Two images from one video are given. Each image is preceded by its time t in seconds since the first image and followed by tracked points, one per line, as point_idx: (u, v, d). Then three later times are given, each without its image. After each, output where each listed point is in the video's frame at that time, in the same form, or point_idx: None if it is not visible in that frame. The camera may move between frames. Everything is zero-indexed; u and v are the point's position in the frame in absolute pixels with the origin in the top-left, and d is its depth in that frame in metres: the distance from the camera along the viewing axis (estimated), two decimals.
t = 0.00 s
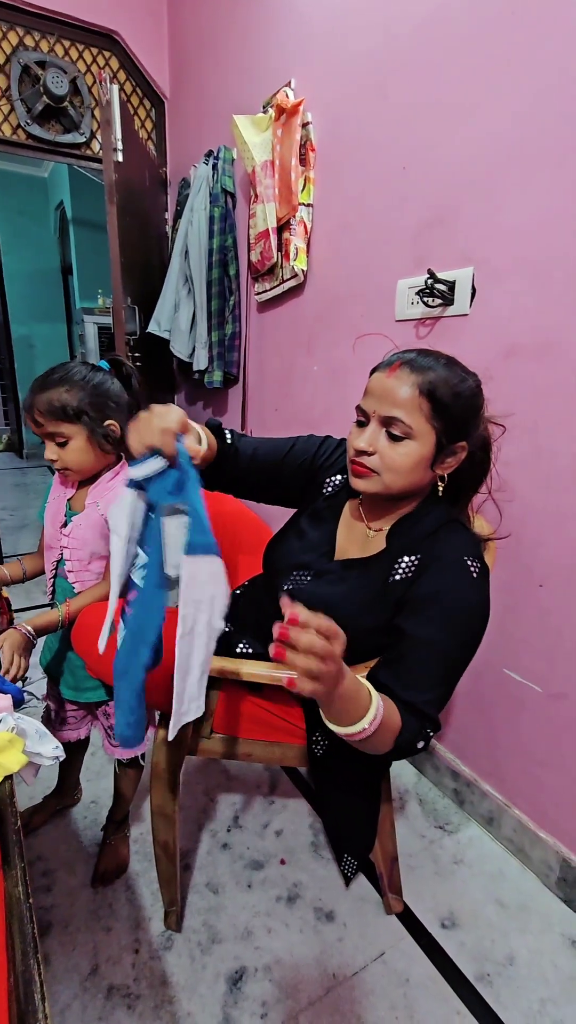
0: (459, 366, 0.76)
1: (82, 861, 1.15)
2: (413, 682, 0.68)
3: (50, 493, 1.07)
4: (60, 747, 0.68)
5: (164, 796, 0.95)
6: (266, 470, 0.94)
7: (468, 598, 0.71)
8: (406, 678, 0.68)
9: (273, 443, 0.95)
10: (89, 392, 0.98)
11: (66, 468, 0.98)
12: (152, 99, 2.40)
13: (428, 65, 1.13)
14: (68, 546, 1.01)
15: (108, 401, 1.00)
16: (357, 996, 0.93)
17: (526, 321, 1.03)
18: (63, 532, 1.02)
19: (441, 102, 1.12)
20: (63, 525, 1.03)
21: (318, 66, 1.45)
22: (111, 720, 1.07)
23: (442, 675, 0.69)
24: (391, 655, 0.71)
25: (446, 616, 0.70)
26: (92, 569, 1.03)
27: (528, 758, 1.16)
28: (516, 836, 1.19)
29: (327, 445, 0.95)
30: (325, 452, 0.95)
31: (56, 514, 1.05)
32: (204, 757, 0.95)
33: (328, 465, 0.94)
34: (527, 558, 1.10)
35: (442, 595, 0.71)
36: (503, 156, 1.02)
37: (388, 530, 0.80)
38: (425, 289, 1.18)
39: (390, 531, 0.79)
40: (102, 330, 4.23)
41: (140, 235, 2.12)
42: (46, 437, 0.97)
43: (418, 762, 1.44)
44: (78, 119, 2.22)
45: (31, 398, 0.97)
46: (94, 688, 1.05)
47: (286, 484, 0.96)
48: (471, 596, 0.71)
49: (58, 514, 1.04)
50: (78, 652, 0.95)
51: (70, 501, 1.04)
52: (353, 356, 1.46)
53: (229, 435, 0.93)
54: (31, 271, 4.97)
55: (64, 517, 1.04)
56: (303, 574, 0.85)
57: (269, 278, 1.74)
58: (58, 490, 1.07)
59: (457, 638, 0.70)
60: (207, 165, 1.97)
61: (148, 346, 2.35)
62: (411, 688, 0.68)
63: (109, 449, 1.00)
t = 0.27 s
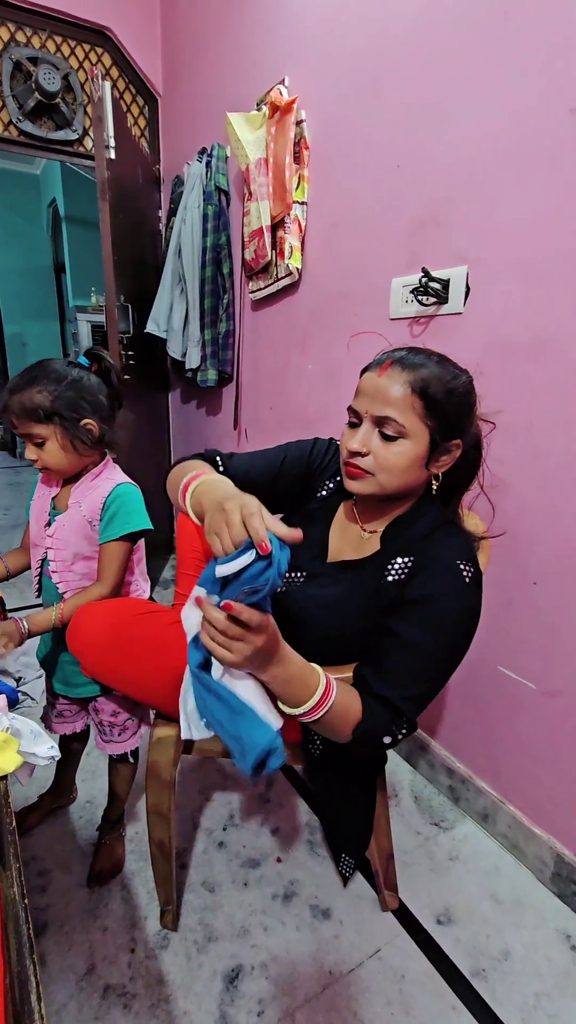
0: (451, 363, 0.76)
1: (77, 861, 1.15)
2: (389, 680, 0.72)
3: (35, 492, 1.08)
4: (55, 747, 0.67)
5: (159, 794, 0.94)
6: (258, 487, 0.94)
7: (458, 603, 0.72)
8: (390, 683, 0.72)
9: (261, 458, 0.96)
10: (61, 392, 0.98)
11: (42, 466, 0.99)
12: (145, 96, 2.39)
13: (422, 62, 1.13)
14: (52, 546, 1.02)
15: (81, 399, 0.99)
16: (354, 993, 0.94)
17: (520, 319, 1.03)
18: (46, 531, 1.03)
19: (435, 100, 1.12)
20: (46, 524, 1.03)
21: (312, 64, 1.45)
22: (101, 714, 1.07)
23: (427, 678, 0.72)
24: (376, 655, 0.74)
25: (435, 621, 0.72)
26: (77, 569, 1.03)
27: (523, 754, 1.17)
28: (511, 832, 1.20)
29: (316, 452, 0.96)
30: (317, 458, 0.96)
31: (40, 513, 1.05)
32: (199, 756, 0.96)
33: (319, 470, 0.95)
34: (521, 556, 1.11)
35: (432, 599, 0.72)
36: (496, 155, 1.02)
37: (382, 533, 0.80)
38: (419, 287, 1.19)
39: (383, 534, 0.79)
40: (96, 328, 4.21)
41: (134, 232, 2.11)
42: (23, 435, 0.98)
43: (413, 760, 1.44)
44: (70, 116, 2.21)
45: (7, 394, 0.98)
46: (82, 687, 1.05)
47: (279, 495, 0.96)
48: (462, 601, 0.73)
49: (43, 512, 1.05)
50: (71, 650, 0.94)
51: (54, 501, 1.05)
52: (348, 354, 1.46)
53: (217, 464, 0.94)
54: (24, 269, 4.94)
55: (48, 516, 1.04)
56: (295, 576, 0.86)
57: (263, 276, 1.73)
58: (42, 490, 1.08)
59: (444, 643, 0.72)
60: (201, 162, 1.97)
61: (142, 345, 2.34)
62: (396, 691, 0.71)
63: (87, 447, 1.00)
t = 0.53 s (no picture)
0: (445, 364, 0.76)
1: (74, 861, 1.14)
2: (386, 680, 0.72)
3: (18, 490, 1.09)
4: (51, 747, 0.67)
5: (156, 794, 0.94)
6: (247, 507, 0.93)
7: (455, 604, 0.72)
8: (389, 683, 0.72)
9: (246, 477, 0.95)
10: (41, 386, 0.98)
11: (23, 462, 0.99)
12: (141, 94, 2.39)
13: (420, 60, 1.13)
14: (31, 544, 1.02)
15: (62, 393, 1.00)
16: (351, 991, 0.94)
17: (517, 318, 1.03)
18: (26, 530, 1.03)
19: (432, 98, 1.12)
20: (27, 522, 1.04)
21: (308, 61, 1.45)
22: (82, 715, 1.07)
23: (425, 679, 0.72)
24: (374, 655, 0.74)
25: (432, 623, 0.71)
26: (54, 568, 1.03)
27: (519, 752, 1.17)
28: (507, 830, 1.20)
29: (302, 459, 0.96)
30: (305, 465, 0.95)
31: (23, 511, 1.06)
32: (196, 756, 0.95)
33: (308, 476, 0.94)
34: (518, 555, 1.11)
35: (430, 600, 0.72)
36: (493, 154, 1.03)
37: (380, 534, 0.80)
38: (416, 286, 1.19)
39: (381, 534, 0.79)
40: (91, 327, 4.20)
41: (129, 231, 2.10)
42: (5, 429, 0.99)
43: (410, 758, 1.45)
44: (65, 113, 2.20)
45: None
46: (61, 686, 1.05)
47: (269, 511, 0.95)
48: (459, 603, 0.73)
49: (24, 512, 1.06)
50: (68, 649, 0.94)
51: (36, 500, 1.05)
52: (344, 353, 1.46)
53: (202, 496, 0.93)
54: (19, 267, 4.92)
55: (29, 515, 1.05)
56: (290, 577, 0.86)
57: (260, 275, 1.73)
58: (25, 488, 1.08)
59: (442, 645, 0.72)
60: (197, 161, 1.96)
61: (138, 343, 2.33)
62: (394, 692, 0.72)
63: (69, 440, 1.00)
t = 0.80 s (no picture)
0: (438, 363, 0.76)
1: (73, 860, 1.14)
2: (382, 681, 0.73)
3: (6, 488, 1.10)
4: (49, 746, 0.67)
5: (154, 792, 0.94)
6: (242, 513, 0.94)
7: (450, 602, 0.73)
8: (386, 684, 0.73)
9: (240, 482, 0.95)
10: (21, 380, 1.00)
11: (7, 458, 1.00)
12: (138, 92, 2.38)
13: (417, 56, 1.13)
14: (15, 541, 1.03)
15: (46, 390, 1.01)
16: (349, 988, 0.94)
17: (515, 316, 1.03)
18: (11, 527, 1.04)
19: (429, 97, 1.12)
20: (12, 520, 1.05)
21: (305, 59, 1.45)
22: (63, 714, 1.06)
23: (422, 678, 0.73)
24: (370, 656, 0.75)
25: (427, 621, 0.72)
26: (37, 565, 1.03)
27: (517, 749, 1.17)
28: (505, 827, 1.21)
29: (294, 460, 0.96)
30: (298, 467, 0.95)
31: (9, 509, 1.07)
32: (195, 754, 0.96)
33: (300, 477, 0.94)
34: (515, 553, 1.11)
35: (424, 599, 0.72)
36: (490, 152, 1.03)
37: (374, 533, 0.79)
38: (414, 285, 1.19)
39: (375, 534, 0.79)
40: (89, 325, 4.19)
41: (127, 229, 2.10)
42: None
43: (408, 756, 1.45)
44: (62, 111, 2.19)
45: None
46: (43, 682, 1.04)
47: (265, 514, 0.95)
48: (454, 600, 0.73)
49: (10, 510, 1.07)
50: (66, 648, 0.94)
51: (22, 498, 1.06)
52: (342, 351, 1.46)
53: (196, 500, 0.94)
54: (16, 265, 4.90)
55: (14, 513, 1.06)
56: (286, 578, 0.86)
57: (258, 273, 1.73)
58: (12, 486, 1.09)
59: (438, 642, 0.72)
60: (194, 159, 1.96)
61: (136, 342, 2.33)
62: (391, 693, 0.73)
63: (46, 434, 1.00)
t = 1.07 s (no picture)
0: (436, 364, 0.76)
1: (73, 859, 1.15)
2: (378, 683, 0.74)
3: None
4: (48, 744, 0.68)
5: (153, 792, 0.94)
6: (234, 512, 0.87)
7: (446, 603, 0.73)
8: (383, 685, 0.74)
9: (233, 479, 0.89)
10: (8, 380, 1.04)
11: None
12: (137, 90, 2.38)
13: (416, 55, 1.13)
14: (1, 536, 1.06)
15: (31, 391, 1.05)
16: (349, 986, 0.94)
17: (514, 315, 1.03)
18: None
19: (429, 95, 1.12)
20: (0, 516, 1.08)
21: (304, 58, 1.45)
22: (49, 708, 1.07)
23: (417, 679, 0.74)
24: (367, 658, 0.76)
25: (423, 623, 0.73)
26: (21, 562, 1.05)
27: (516, 748, 1.17)
28: (504, 826, 1.21)
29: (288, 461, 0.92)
30: (292, 468, 0.91)
31: None
32: (195, 752, 0.95)
33: (295, 480, 0.91)
34: (514, 552, 1.11)
35: (420, 602, 0.73)
36: (489, 151, 1.03)
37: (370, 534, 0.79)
38: (413, 284, 1.19)
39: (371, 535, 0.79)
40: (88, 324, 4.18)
41: (126, 227, 2.10)
42: None
43: (407, 755, 1.45)
44: (61, 109, 2.19)
45: None
46: (29, 677, 1.05)
47: (259, 515, 0.90)
48: (450, 602, 0.74)
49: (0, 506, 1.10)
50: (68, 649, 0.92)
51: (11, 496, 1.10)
52: (341, 350, 1.46)
53: (181, 495, 0.85)
54: (14, 264, 4.89)
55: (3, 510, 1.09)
56: (283, 580, 0.84)
57: (257, 272, 1.73)
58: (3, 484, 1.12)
59: (434, 643, 0.73)
60: (193, 158, 1.96)
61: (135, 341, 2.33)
62: (387, 694, 0.74)
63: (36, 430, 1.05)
